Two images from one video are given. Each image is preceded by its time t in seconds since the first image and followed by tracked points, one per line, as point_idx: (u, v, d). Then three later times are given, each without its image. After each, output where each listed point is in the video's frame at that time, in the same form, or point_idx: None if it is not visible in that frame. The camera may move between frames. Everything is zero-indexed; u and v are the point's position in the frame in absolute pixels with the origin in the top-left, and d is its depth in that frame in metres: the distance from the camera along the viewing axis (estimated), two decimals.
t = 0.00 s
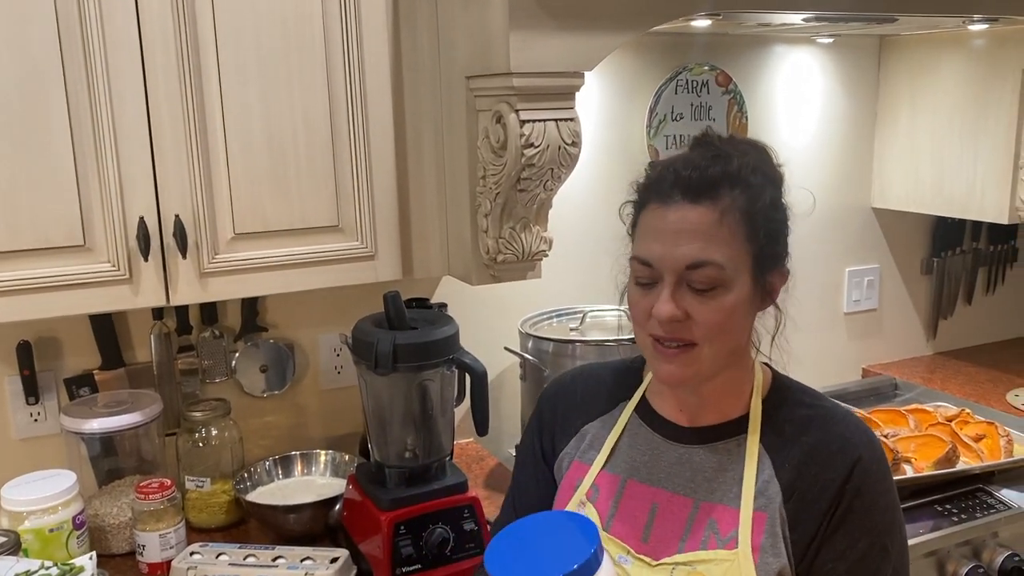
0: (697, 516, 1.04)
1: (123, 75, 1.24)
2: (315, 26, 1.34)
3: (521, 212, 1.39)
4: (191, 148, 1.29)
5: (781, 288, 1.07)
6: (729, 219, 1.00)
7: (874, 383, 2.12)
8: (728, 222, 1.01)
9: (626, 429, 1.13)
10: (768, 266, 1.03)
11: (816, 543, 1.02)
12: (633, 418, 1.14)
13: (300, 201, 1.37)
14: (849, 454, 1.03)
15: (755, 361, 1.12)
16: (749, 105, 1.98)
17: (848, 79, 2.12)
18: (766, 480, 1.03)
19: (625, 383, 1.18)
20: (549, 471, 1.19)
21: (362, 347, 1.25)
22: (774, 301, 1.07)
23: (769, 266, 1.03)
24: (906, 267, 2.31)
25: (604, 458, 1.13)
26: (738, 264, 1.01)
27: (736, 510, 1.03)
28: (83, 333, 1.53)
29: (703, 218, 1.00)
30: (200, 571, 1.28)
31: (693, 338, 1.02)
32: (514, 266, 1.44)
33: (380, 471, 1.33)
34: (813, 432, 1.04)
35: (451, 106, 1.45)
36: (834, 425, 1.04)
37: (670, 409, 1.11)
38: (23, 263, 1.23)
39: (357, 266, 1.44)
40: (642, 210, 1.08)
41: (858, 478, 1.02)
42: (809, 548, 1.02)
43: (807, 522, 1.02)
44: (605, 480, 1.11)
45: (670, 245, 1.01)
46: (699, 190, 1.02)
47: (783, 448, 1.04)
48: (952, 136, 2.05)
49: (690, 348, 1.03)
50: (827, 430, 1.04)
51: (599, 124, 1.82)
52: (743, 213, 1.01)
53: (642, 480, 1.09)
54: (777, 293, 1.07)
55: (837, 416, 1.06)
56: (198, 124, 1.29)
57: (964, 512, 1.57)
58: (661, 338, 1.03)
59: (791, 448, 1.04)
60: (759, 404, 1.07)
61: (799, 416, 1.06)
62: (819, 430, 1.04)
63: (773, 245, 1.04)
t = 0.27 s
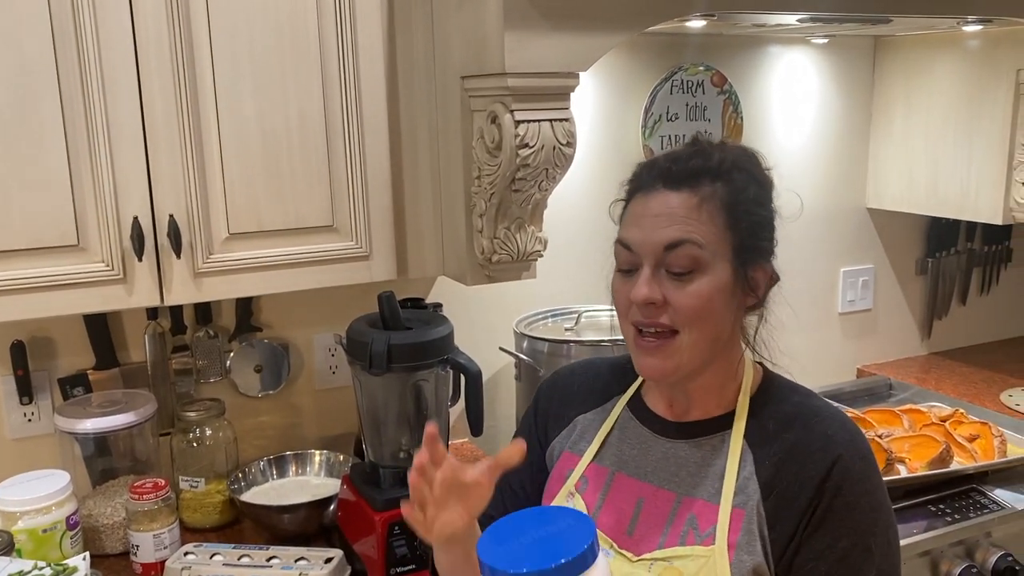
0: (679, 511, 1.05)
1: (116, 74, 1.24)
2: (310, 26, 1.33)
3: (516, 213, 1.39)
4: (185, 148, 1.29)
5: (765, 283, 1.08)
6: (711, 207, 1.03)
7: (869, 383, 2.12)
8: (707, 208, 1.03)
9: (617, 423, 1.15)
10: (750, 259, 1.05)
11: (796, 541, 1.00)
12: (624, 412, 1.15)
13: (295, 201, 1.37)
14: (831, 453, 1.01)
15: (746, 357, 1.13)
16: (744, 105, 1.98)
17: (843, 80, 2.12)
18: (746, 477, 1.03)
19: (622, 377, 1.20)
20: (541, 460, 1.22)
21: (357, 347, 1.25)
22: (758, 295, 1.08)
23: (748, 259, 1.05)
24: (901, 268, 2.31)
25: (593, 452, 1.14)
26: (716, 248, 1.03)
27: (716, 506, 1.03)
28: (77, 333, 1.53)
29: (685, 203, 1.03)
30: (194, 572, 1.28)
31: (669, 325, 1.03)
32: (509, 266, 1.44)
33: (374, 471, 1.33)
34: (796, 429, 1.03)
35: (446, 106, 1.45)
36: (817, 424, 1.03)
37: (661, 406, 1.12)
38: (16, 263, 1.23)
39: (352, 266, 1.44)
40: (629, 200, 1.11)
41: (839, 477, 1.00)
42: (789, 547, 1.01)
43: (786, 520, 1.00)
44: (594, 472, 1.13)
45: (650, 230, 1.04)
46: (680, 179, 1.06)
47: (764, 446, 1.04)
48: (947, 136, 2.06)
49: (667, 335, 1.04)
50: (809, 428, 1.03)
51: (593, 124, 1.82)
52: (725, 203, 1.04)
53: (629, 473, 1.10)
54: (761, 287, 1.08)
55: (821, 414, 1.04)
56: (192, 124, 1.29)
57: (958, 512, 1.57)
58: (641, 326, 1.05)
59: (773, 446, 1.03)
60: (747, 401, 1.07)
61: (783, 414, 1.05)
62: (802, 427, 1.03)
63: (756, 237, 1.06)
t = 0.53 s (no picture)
0: (668, 513, 1.05)
1: (114, 75, 1.24)
2: (309, 29, 1.34)
3: (513, 216, 1.39)
4: (184, 149, 1.29)
5: (741, 278, 1.09)
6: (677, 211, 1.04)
7: (865, 385, 2.13)
8: (675, 210, 1.04)
9: (606, 427, 1.16)
10: (722, 257, 1.05)
11: (786, 540, 1.00)
12: (614, 416, 1.16)
13: (293, 203, 1.37)
14: (814, 450, 1.01)
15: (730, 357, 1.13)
16: (741, 108, 1.99)
17: (840, 83, 2.13)
18: (734, 476, 1.03)
19: (611, 384, 1.21)
20: (536, 460, 1.22)
21: (354, 350, 1.25)
22: (736, 290, 1.09)
23: (722, 256, 1.05)
24: (897, 270, 2.32)
25: (583, 456, 1.15)
26: (689, 246, 1.03)
27: (705, 506, 1.03)
28: (74, 335, 1.53)
29: (655, 205, 1.04)
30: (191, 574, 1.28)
31: (650, 327, 1.03)
32: (506, 269, 1.45)
33: (372, 475, 1.34)
34: (779, 427, 1.03)
35: (444, 108, 1.45)
36: (800, 421, 1.03)
37: (649, 411, 1.12)
38: (14, 265, 1.23)
39: (350, 269, 1.44)
40: (601, 210, 1.11)
41: (824, 473, 1.00)
42: (780, 546, 1.00)
43: (775, 519, 1.00)
44: (584, 477, 1.13)
45: (623, 235, 1.05)
46: (646, 184, 1.07)
47: (751, 445, 1.04)
48: (943, 140, 2.07)
49: (650, 337, 1.04)
50: (793, 426, 1.03)
51: (590, 126, 1.83)
52: (693, 204, 1.05)
53: (620, 477, 1.11)
54: (736, 283, 1.08)
55: (804, 412, 1.05)
56: (191, 126, 1.29)
57: (953, 514, 1.58)
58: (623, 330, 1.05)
59: (758, 445, 1.04)
60: (734, 400, 1.08)
61: (768, 412, 1.06)
62: (787, 425, 1.04)
63: (727, 233, 1.06)
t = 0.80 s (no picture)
0: (668, 515, 1.05)
1: (117, 75, 1.24)
2: (312, 29, 1.34)
3: (515, 217, 1.39)
4: (186, 149, 1.29)
5: (727, 279, 1.09)
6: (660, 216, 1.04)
7: (865, 386, 2.13)
8: (660, 216, 1.04)
9: (597, 429, 1.14)
10: (709, 260, 1.06)
11: (789, 538, 1.01)
12: (604, 418, 1.14)
13: (295, 203, 1.37)
14: (813, 450, 1.02)
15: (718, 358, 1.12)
16: (741, 110, 1.99)
17: (841, 84, 2.13)
18: (734, 477, 1.03)
19: (596, 383, 1.19)
20: (523, 464, 1.19)
21: (357, 351, 1.25)
22: (722, 291, 1.09)
23: (708, 259, 1.05)
24: (896, 271, 2.32)
25: (575, 459, 1.13)
26: (675, 253, 1.03)
27: (706, 508, 1.03)
28: (76, 335, 1.53)
29: (640, 212, 1.04)
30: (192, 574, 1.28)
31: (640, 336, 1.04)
32: (508, 270, 1.45)
33: (374, 475, 1.34)
34: (776, 428, 1.04)
35: (445, 109, 1.45)
36: (797, 422, 1.04)
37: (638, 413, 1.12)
38: (16, 265, 1.23)
39: (352, 269, 1.44)
40: (583, 220, 1.11)
41: (824, 472, 1.01)
42: (783, 545, 1.01)
43: (777, 519, 1.01)
44: (578, 480, 1.12)
45: (606, 246, 1.05)
46: (628, 193, 1.07)
47: (748, 446, 1.04)
48: (943, 141, 2.07)
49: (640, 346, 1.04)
50: (789, 426, 1.03)
51: (592, 128, 1.83)
52: (675, 210, 1.05)
53: (615, 480, 1.10)
54: (723, 285, 1.09)
55: (799, 411, 1.05)
56: (193, 127, 1.29)
57: (953, 516, 1.58)
58: (612, 337, 1.05)
59: (756, 446, 1.04)
60: (725, 401, 1.07)
61: (763, 413, 1.06)
62: (784, 425, 1.04)
63: (711, 236, 1.06)
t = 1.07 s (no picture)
0: (659, 515, 1.04)
1: (115, 72, 1.24)
2: (311, 27, 1.34)
3: (513, 216, 1.39)
4: (184, 147, 1.29)
5: (718, 277, 1.09)
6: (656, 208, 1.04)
7: (862, 386, 2.13)
8: (655, 208, 1.04)
9: (584, 429, 1.12)
10: (700, 255, 1.05)
11: (782, 537, 1.02)
12: (591, 418, 1.12)
13: (293, 202, 1.37)
14: (804, 448, 1.03)
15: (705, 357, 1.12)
16: (739, 109, 1.99)
17: (839, 84, 2.13)
18: (725, 476, 1.03)
19: (582, 383, 1.17)
20: (510, 465, 1.16)
21: (355, 349, 1.25)
22: (712, 287, 1.09)
23: (700, 254, 1.05)
24: (893, 271, 2.32)
25: (563, 460, 1.11)
26: (669, 245, 1.03)
27: (699, 507, 1.03)
28: (72, 333, 1.53)
29: (635, 203, 1.04)
30: (188, 573, 1.28)
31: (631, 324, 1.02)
32: (505, 269, 1.45)
33: (371, 473, 1.34)
34: (765, 427, 1.04)
35: (444, 108, 1.45)
36: (786, 421, 1.05)
37: (625, 410, 1.10)
38: (13, 263, 1.23)
39: (349, 268, 1.44)
40: (578, 209, 1.10)
41: (815, 470, 1.02)
42: (776, 543, 1.03)
43: (770, 518, 1.02)
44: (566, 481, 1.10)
45: (601, 233, 1.04)
46: (626, 182, 1.06)
47: (738, 445, 1.04)
48: (942, 141, 2.07)
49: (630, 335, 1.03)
50: (779, 425, 1.04)
51: (590, 127, 1.83)
52: (670, 203, 1.05)
53: (604, 480, 1.08)
54: (713, 282, 1.09)
55: (788, 410, 1.06)
56: (191, 125, 1.29)
57: (950, 516, 1.58)
58: (599, 326, 1.04)
59: (746, 445, 1.04)
60: (713, 399, 1.07)
61: (750, 413, 1.06)
62: (773, 425, 1.05)
63: (704, 232, 1.06)
